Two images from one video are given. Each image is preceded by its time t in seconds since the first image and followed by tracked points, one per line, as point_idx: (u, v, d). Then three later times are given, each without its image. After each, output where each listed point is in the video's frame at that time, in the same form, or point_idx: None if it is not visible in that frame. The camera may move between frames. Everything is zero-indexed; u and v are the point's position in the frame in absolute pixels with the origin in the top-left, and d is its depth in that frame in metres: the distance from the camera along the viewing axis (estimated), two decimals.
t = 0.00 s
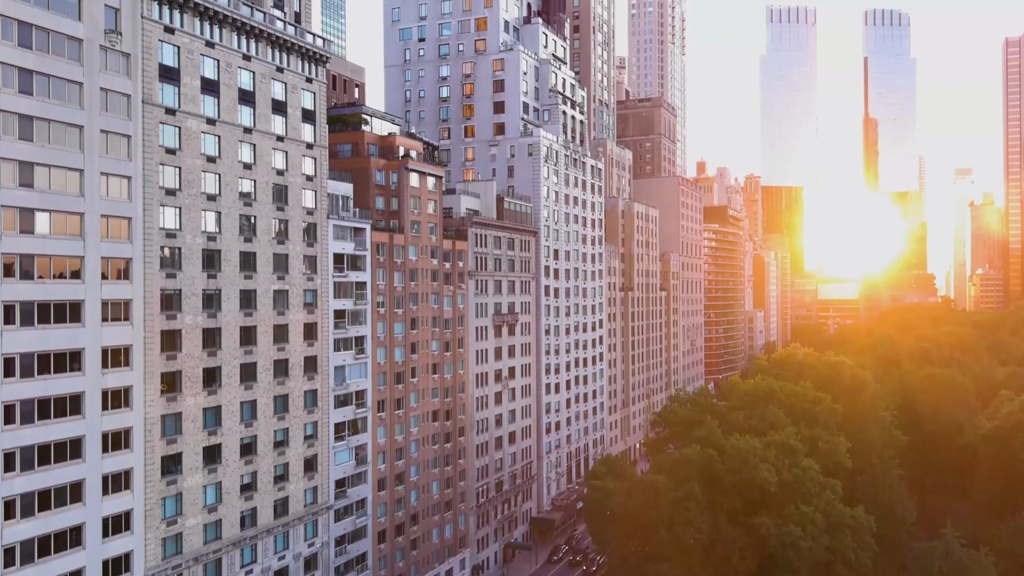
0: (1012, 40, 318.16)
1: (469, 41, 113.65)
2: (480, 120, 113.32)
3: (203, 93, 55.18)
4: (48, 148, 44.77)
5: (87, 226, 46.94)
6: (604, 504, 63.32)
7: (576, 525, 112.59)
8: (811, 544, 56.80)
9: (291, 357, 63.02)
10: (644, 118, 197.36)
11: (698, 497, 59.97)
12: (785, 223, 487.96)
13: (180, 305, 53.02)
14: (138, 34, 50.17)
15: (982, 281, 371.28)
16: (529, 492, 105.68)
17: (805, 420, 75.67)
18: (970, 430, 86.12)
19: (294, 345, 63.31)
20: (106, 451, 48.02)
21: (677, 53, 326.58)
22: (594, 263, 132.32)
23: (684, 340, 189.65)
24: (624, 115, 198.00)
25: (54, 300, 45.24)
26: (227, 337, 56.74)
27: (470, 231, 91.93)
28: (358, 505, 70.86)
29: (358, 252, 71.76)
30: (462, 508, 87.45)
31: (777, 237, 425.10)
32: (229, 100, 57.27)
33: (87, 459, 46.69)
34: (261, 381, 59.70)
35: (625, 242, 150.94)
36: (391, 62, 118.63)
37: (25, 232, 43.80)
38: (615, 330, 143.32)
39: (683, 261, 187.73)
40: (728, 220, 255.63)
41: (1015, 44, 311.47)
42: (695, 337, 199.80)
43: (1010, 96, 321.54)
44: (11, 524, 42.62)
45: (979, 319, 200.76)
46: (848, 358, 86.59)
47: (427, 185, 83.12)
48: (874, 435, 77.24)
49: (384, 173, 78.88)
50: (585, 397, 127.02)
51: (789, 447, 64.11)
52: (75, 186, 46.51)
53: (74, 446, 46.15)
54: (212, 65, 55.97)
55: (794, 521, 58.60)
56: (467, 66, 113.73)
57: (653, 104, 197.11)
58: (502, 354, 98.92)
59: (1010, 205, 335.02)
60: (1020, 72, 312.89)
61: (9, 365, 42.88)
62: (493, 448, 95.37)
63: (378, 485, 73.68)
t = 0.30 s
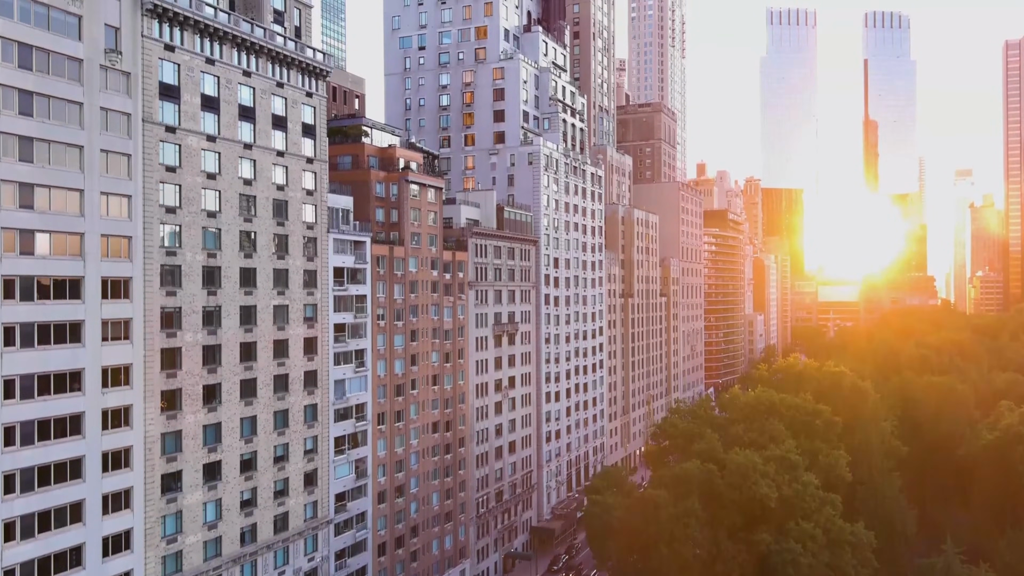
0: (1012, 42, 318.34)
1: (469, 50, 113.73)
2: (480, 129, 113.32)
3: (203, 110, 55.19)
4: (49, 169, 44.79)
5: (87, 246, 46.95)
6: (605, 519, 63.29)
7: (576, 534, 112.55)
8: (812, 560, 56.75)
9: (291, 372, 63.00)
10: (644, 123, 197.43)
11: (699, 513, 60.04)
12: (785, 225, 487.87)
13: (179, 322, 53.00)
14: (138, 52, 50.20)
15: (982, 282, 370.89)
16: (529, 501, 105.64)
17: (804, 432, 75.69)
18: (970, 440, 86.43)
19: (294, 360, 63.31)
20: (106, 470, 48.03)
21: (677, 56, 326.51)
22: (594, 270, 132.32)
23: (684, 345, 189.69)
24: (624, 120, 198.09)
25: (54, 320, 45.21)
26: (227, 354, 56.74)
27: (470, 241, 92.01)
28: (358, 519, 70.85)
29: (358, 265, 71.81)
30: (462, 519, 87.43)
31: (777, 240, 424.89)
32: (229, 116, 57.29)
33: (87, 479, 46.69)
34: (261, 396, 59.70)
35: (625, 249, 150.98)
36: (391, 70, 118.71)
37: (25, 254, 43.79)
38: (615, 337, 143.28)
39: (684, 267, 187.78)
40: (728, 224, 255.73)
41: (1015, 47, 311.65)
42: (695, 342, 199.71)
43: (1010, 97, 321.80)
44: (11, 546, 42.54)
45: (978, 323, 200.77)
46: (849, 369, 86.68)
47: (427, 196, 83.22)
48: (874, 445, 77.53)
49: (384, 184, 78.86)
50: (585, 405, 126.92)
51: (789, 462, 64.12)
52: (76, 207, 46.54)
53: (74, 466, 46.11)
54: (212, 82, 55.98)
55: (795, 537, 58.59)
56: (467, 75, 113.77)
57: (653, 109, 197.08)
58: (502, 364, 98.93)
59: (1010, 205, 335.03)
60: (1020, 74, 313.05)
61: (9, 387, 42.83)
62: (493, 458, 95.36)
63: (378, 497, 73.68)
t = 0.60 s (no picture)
0: (1012, 45, 318.49)
1: (469, 60, 113.82)
2: (480, 139, 113.32)
3: (203, 131, 55.20)
4: (49, 195, 44.81)
5: (87, 271, 46.93)
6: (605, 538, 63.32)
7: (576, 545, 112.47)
8: None
9: (291, 391, 62.98)
10: (644, 130, 197.58)
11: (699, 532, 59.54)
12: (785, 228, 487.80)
13: (179, 345, 52.97)
14: (138, 76, 50.19)
15: (982, 285, 370.61)
16: (529, 513, 105.58)
17: (805, 448, 75.68)
18: (971, 454, 86.75)
19: (294, 378, 63.30)
20: (106, 494, 48.00)
21: (677, 60, 326.66)
22: (594, 279, 132.25)
23: (684, 352, 189.66)
24: (624, 126, 198.29)
25: (55, 346, 45.19)
26: (227, 375, 56.72)
27: (470, 254, 92.05)
28: (358, 535, 70.84)
29: (358, 281, 71.83)
30: (461, 532, 87.41)
31: (777, 243, 424.65)
32: (229, 137, 57.28)
33: (88, 504, 46.69)
34: (261, 416, 59.69)
35: (625, 257, 151.01)
36: (391, 80, 118.80)
37: (25, 280, 43.77)
38: (615, 346, 143.17)
39: (684, 273, 187.82)
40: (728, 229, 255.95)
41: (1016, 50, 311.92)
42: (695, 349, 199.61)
43: (1010, 100, 322.04)
44: (11, 574, 42.51)
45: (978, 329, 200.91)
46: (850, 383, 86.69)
47: (427, 211, 83.25)
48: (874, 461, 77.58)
49: (384, 200, 78.90)
50: (585, 414, 126.81)
51: (790, 480, 64.15)
52: (76, 232, 46.55)
53: (74, 491, 46.09)
54: (212, 103, 55.96)
55: (796, 556, 58.56)
56: (467, 85, 113.80)
57: (653, 115, 197.18)
58: (502, 376, 98.91)
59: (1011, 208, 335.07)
60: (1020, 77, 313.17)
61: (9, 414, 42.79)
62: (493, 470, 95.32)
63: (378, 513, 73.65)
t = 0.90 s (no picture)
0: (1012, 47, 318.33)
1: (469, 70, 113.86)
2: (480, 149, 113.30)
3: (204, 150, 55.22)
4: (48, 218, 44.85)
5: (87, 294, 46.91)
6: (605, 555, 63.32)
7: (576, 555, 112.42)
8: None
9: (291, 408, 62.98)
10: (644, 135, 197.42)
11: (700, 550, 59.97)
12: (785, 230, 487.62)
13: (179, 365, 52.96)
14: (138, 97, 50.20)
15: (982, 288, 370.03)
16: (529, 523, 105.53)
17: (805, 462, 75.79)
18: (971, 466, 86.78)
19: (294, 395, 63.30)
20: (106, 516, 47.99)
21: (677, 64, 326.36)
22: (594, 287, 132.16)
23: (684, 358, 189.50)
24: (624, 132, 198.17)
25: (55, 369, 45.22)
26: (227, 394, 56.70)
27: (470, 266, 92.09)
28: (358, 550, 70.83)
29: (358, 296, 71.84)
30: (461, 544, 87.40)
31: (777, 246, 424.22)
32: (229, 155, 57.29)
33: (87, 526, 46.68)
34: (261, 434, 59.67)
35: (625, 264, 150.97)
36: (391, 90, 118.82)
37: (26, 304, 43.77)
38: (615, 353, 143.06)
39: (684, 279, 187.73)
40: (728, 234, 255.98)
41: (1016, 52, 311.79)
42: (695, 354, 199.61)
43: (1010, 101, 322.00)
44: None
45: (979, 334, 200.69)
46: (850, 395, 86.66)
47: (428, 224, 83.29)
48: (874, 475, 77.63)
49: (384, 213, 78.93)
50: (585, 423, 126.70)
51: (790, 496, 64.16)
52: (75, 254, 46.56)
53: (74, 514, 46.09)
54: (212, 121, 55.96)
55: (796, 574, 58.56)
56: (467, 95, 113.85)
57: (652, 121, 197.10)
58: (502, 387, 98.88)
59: (1011, 209, 334.42)
60: (1020, 80, 313.22)
61: (9, 438, 42.78)
62: (493, 481, 95.31)
63: (378, 528, 73.63)
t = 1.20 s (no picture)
0: (1012, 50, 318.35)
1: (469, 80, 113.93)
2: (480, 158, 113.35)
3: (204, 169, 55.29)
4: (48, 242, 44.88)
5: (87, 316, 46.91)
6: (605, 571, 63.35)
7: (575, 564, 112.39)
8: None
9: (291, 425, 62.98)
10: (644, 141, 197.46)
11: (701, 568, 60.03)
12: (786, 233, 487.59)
13: (179, 385, 52.99)
14: (138, 118, 50.21)
15: (982, 290, 369.30)
16: (529, 534, 105.46)
17: (805, 476, 75.85)
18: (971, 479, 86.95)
19: (295, 412, 63.32)
20: (106, 538, 48.00)
21: (677, 67, 326.22)
22: (594, 296, 132.09)
23: (683, 364, 189.39)
24: (624, 138, 198.24)
25: (55, 392, 45.21)
26: (227, 412, 56.71)
27: (470, 278, 92.21)
28: (358, 565, 70.81)
29: (358, 311, 71.87)
30: (461, 556, 87.39)
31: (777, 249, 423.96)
32: (229, 174, 57.32)
33: (87, 549, 46.69)
34: (261, 452, 59.69)
35: (625, 271, 150.96)
36: (391, 99, 118.85)
37: (26, 328, 43.77)
38: (615, 361, 142.97)
39: (684, 284, 187.70)
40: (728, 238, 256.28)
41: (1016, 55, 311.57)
42: (695, 360, 199.53)
43: (1010, 102, 322.33)
44: None
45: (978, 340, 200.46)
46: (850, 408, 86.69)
47: (428, 237, 83.42)
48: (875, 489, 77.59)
49: (384, 227, 79.02)
50: (585, 431, 126.57)
51: (791, 513, 64.26)
52: (75, 277, 46.57)
53: (74, 537, 46.11)
54: (212, 140, 56.01)
55: None
56: (467, 105, 113.91)
57: (653, 127, 197.10)
58: (502, 398, 98.90)
59: (1010, 203, 334.38)
60: (1020, 83, 313.41)
61: (9, 463, 42.76)
62: (493, 493, 95.30)
63: (378, 542, 73.63)
